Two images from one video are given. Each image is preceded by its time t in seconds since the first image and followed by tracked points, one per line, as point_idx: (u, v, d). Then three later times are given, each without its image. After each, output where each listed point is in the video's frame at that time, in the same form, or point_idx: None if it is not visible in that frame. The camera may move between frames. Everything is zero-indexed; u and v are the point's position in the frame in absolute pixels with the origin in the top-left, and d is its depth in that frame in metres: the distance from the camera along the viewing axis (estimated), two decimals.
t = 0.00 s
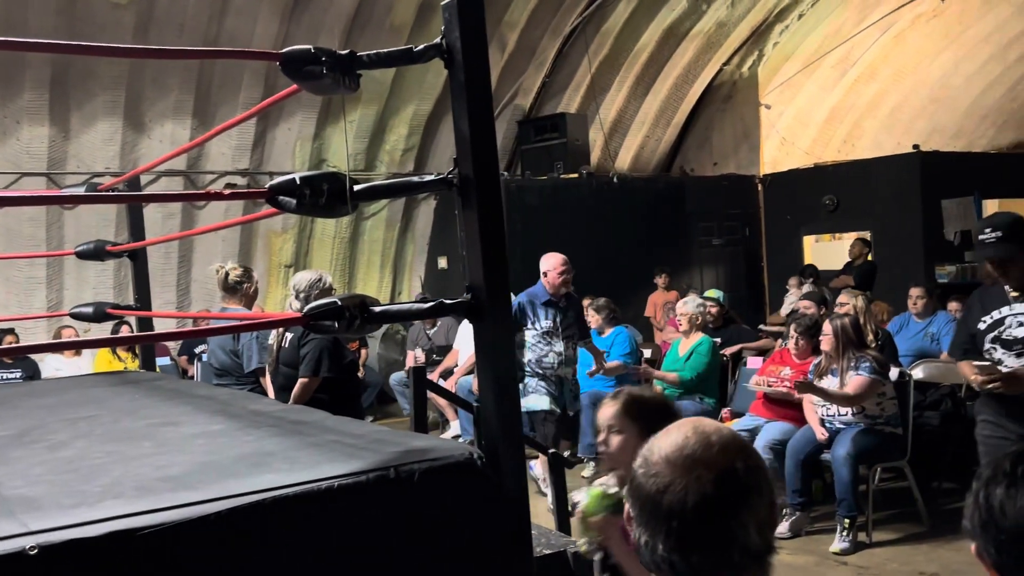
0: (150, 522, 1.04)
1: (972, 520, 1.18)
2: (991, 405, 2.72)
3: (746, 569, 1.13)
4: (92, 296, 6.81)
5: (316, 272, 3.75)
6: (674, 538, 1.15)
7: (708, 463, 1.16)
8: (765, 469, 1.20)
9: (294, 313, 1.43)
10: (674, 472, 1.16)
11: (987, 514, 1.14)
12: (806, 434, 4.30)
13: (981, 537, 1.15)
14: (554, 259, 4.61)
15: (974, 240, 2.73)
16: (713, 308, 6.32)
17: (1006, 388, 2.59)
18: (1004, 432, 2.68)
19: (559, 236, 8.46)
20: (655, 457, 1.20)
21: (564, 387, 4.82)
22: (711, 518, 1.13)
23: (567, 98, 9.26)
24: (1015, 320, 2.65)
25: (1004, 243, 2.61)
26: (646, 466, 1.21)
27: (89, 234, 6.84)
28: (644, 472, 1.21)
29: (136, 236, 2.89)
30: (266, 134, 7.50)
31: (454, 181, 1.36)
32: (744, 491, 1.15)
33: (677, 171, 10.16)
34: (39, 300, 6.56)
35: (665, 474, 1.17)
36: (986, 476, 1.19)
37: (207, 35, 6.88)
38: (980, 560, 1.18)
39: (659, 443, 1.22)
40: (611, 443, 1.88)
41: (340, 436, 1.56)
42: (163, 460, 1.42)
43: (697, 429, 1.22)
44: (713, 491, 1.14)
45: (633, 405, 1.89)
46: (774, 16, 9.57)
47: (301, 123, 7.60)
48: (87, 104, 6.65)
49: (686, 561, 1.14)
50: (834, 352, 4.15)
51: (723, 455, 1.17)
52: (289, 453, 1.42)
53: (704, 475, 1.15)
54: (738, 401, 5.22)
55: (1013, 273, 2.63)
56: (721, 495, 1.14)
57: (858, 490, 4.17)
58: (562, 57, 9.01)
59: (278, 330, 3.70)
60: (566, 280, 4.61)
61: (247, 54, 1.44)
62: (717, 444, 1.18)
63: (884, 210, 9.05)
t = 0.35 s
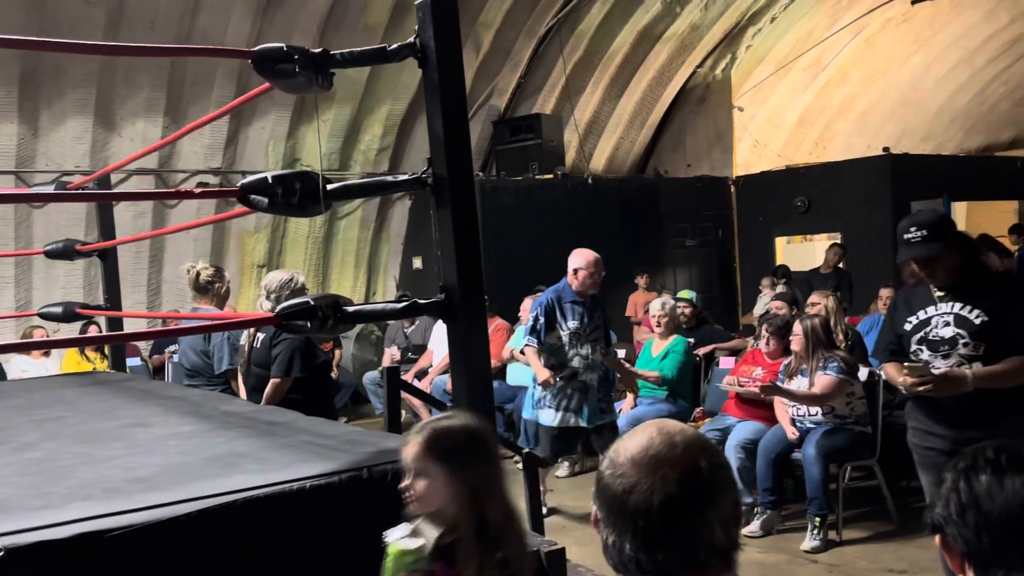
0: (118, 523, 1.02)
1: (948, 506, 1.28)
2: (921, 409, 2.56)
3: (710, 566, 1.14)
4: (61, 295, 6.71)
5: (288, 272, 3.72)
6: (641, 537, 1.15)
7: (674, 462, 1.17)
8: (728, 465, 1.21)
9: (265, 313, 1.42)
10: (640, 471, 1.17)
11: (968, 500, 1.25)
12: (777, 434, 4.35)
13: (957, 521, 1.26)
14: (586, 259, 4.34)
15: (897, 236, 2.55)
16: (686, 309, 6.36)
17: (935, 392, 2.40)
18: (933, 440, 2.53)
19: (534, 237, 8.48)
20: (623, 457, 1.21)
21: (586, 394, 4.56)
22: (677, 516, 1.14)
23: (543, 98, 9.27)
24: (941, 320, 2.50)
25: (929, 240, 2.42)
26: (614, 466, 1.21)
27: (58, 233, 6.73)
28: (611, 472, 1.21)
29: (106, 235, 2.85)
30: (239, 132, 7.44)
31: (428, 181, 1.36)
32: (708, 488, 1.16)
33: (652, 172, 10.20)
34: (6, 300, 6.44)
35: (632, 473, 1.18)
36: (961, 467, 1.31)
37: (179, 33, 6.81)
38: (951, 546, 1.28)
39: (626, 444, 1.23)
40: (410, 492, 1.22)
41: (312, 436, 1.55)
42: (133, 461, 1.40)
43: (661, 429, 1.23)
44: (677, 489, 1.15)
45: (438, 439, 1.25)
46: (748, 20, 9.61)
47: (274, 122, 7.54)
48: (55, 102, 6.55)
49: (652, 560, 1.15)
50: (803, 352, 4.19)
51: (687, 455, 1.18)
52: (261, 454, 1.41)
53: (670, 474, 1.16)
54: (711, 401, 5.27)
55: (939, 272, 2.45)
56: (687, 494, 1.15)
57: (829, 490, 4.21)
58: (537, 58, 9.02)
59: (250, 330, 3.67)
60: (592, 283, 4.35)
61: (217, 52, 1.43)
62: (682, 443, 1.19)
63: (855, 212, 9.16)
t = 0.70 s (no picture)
0: (86, 526, 1.02)
1: (921, 501, 1.34)
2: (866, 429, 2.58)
3: (684, 564, 1.15)
4: (32, 294, 6.62)
5: (263, 270, 3.69)
6: (616, 536, 1.16)
7: (651, 461, 1.17)
8: (702, 464, 1.22)
9: (238, 313, 1.41)
10: (616, 470, 1.17)
11: (943, 493, 1.32)
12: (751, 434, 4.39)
13: (933, 515, 1.31)
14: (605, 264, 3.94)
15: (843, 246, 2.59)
16: (663, 309, 6.39)
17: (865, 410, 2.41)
18: (876, 459, 2.55)
19: (511, 237, 8.47)
20: (598, 456, 1.21)
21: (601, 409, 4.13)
22: (653, 515, 1.14)
23: (520, 98, 9.29)
24: (879, 334, 2.54)
25: (869, 251, 2.47)
26: (589, 465, 1.21)
27: (28, 231, 6.64)
28: (586, 470, 1.21)
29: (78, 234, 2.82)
30: (214, 130, 7.37)
31: (404, 180, 1.35)
32: (683, 487, 1.17)
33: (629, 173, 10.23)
34: None
35: (608, 472, 1.18)
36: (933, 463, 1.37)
37: (153, 30, 6.75)
38: (922, 541, 1.34)
39: (601, 443, 1.23)
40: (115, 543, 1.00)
41: (287, 437, 1.54)
42: (103, 462, 1.39)
43: (636, 428, 1.23)
44: (653, 489, 1.15)
45: (157, 481, 1.01)
46: (723, 22, 9.70)
47: (249, 120, 7.48)
48: (28, 98, 6.47)
49: (628, 558, 1.15)
50: (777, 353, 4.23)
51: (663, 453, 1.18)
52: (233, 455, 1.39)
53: (647, 472, 1.16)
54: (686, 401, 5.30)
55: (881, 283, 2.49)
56: (664, 492, 1.15)
57: (802, 489, 4.24)
58: (515, 58, 9.02)
59: (224, 330, 3.64)
60: (609, 288, 3.94)
61: (190, 49, 1.42)
62: (658, 442, 1.20)
63: (829, 213, 9.24)
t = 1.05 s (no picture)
0: (58, 526, 1.00)
1: (904, 491, 1.38)
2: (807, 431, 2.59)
3: (657, 564, 1.16)
4: (7, 294, 6.55)
5: (240, 270, 3.67)
6: (591, 537, 1.16)
7: (624, 461, 1.17)
8: (675, 465, 1.23)
9: (214, 313, 1.39)
10: (590, 471, 1.17)
11: (930, 484, 1.37)
12: (730, 433, 4.40)
13: (919, 505, 1.35)
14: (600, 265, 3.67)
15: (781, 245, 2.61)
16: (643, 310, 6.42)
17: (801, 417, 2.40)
18: (812, 460, 2.55)
19: (491, 237, 8.47)
20: (572, 458, 1.21)
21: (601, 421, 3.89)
22: (627, 515, 1.15)
23: (501, 99, 9.30)
24: (818, 336, 2.57)
25: (804, 250, 2.49)
26: (563, 467, 1.21)
27: (3, 230, 6.56)
28: (560, 473, 1.21)
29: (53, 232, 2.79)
30: (192, 129, 7.32)
31: (383, 180, 1.35)
32: (656, 488, 1.17)
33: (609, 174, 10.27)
34: None
35: (581, 473, 1.18)
36: (910, 459, 1.44)
37: (131, 27, 6.70)
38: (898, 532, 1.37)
39: (575, 444, 1.23)
40: None
41: (263, 437, 1.53)
42: (77, 463, 1.37)
43: (610, 429, 1.23)
44: (628, 489, 1.15)
45: None
46: (703, 25, 9.76)
47: (228, 118, 7.43)
48: (3, 95, 6.38)
49: (603, 559, 1.16)
50: (758, 352, 4.26)
51: (636, 454, 1.19)
52: (209, 456, 1.38)
53: (620, 473, 1.16)
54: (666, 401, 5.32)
55: (820, 282, 2.51)
56: (637, 492, 1.16)
57: (779, 489, 4.28)
58: (496, 58, 9.02)
59: (201, 330, 3.61)
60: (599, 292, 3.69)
61: (167, 46, 1.40)
62: (632, 443, 1.20)
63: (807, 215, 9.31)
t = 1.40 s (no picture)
0: (40, 528, 0.99)
1: (879, 493, 1.39)
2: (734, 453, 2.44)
3: (647, 564, 1.17)
4: None
5: (224, 270, 3.66)
6: (585, 537, 1.16)
7: (618, 462, 1.17)
8: (666, 465, 1.24)
9: (197, 313, 1.38)
10: (584, 471, 1.17)
11: (905, 485, 1.39)
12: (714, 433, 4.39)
13: (895, 507, 1.37)
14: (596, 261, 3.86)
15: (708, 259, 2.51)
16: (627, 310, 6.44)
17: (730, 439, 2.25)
18: (740, 485, 2.42)
19: (477, 238, 8.47)
20: (563, 456, 1.20)
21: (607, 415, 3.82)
22: (622, 515, 1.15)
23: (487, 99, 9.31)
24: (747, 352, 2.41)
25: (730, 260, 2.39)
26: (554, 466, 1.20)
27: None
28: (552, 471, 1.20)
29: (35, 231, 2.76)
30: (176, 128, 7.27)
31: (368, 180, 1.34)
32: (649, 489, 1.18)
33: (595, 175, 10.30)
34: None
35: (575, 473, 1.17)
36: (882, 461, 1.46)
37: (114, 25, 6.65)
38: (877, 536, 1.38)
39: (566, 443, 1.22)
40: None
41: (247, 438, 1.52)
42: (58, 463, 1.36)
43: (603, 427, 1.23)
44: (622, 491, 1.16)
45: None
46: (688, 26, 9.80)
47: (212, 117, 7.39)
48: None
49: (595, 559, 1.16)
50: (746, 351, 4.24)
51: (630, 455, 1.19)
52: (192, 456, 1.37)
53: (615, 474, 1.16)
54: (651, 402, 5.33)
55: (748, 295, 2.39)
56: (632, 493, 1.16)
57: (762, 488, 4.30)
58: (482, 59, 9.02)
59: (184, 331, 3.59)
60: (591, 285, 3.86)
61: (151, 44, 1.39)
62: (624, 443, 1.20)
63: (790, 216, 9.36)
